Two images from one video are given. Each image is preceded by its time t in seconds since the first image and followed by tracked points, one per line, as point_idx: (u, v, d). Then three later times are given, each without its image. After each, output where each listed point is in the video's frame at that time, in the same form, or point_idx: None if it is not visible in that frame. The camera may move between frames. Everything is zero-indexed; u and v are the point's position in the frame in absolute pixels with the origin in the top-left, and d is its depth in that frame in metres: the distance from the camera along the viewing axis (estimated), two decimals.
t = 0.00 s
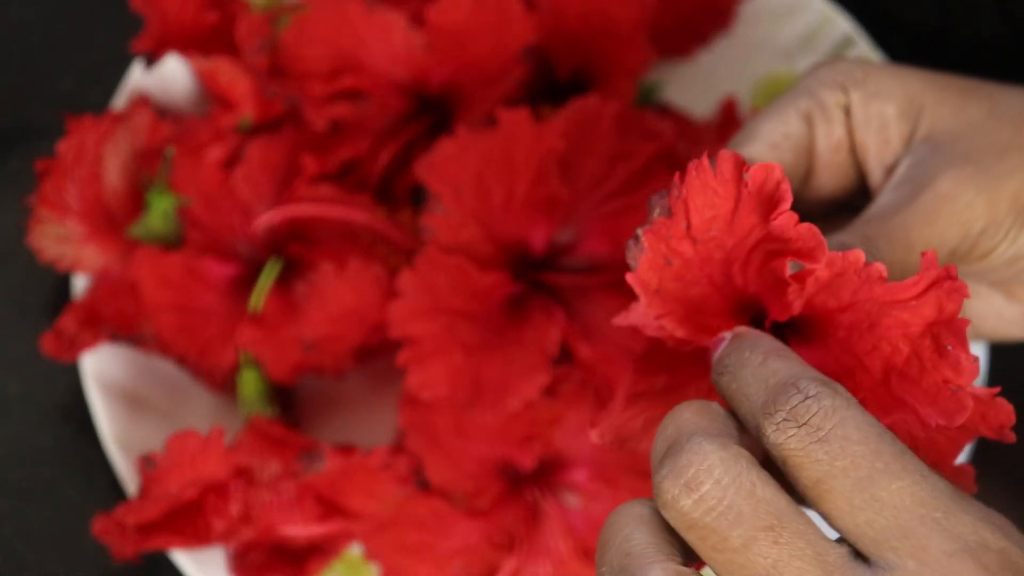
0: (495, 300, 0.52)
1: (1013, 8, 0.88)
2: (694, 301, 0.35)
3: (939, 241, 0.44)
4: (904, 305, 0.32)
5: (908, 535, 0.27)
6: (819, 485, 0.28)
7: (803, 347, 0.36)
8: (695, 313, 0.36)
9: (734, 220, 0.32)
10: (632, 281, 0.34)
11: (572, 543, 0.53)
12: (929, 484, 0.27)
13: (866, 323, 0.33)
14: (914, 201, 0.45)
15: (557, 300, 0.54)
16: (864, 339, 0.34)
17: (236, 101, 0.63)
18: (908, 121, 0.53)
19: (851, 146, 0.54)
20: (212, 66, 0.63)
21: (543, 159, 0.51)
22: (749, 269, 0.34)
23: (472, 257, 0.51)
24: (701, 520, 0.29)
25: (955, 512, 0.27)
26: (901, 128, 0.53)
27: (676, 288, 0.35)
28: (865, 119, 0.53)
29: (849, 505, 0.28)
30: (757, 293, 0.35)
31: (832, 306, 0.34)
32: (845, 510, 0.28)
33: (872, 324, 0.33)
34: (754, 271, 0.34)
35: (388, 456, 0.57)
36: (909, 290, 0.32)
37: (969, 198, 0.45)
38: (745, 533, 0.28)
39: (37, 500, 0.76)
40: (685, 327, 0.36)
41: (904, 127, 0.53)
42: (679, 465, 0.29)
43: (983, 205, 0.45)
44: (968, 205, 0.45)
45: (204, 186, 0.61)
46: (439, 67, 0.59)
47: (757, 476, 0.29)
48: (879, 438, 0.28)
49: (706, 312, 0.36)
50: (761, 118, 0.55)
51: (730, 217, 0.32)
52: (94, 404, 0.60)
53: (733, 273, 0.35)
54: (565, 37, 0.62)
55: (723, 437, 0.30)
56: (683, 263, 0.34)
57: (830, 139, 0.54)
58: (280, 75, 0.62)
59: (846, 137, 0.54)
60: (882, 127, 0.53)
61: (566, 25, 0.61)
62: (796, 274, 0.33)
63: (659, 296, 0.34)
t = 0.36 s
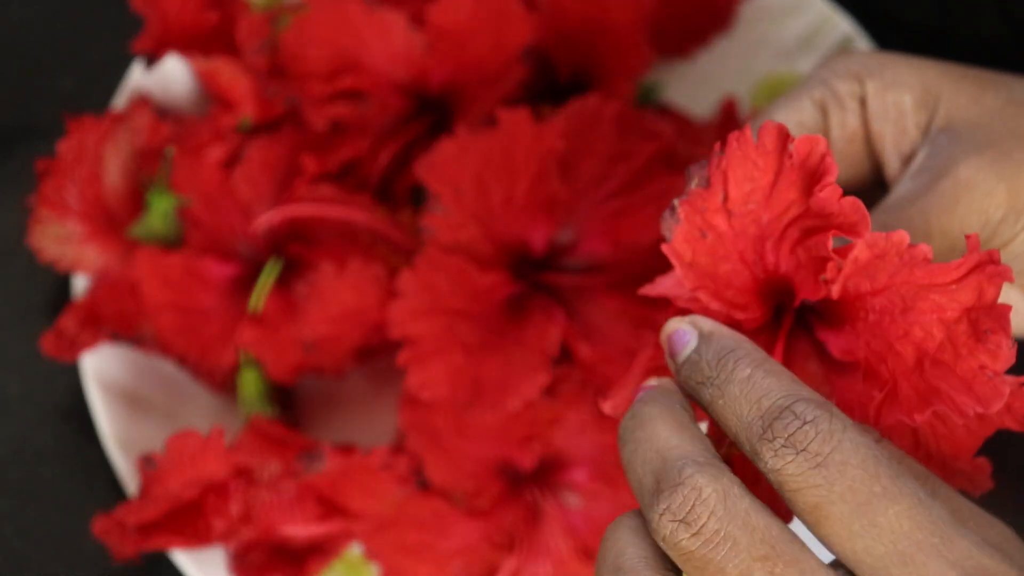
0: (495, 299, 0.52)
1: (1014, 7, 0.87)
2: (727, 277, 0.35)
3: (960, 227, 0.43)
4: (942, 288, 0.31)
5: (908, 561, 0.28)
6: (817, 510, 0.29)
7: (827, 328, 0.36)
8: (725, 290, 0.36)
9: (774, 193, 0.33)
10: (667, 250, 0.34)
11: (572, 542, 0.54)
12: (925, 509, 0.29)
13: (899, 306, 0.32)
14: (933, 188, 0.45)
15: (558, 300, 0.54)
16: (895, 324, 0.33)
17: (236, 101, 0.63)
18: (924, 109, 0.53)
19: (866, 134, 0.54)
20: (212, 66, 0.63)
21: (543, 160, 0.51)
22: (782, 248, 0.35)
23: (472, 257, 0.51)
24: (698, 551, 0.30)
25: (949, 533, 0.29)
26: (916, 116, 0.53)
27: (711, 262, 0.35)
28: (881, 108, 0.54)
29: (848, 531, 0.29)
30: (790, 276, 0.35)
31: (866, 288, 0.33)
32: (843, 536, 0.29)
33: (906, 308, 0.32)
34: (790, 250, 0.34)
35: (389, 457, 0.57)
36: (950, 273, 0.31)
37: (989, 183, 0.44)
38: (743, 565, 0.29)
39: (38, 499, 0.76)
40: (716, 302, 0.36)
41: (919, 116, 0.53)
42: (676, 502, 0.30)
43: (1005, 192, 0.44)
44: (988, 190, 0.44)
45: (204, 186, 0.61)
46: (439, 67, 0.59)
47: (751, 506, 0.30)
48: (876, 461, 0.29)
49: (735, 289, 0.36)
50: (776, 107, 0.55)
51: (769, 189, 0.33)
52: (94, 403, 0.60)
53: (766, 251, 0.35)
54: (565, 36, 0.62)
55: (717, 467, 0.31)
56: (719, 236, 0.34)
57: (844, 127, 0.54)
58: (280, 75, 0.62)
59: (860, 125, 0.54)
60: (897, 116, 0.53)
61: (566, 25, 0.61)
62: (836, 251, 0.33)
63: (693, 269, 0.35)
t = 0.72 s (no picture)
0: (495, 299, 0.52)
1: (1014, 8, 0.86)
2: (722, 267, 0.35)
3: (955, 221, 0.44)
4: (934, 281, 0.31)
5: None
6: (752, 526, 0.29)
7: (821, 320, 0.36)
8: (718, 278, 0.35)
9: (767, 182, 0.32)
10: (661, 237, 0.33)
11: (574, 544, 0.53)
12: (849, 539, 0.27)
13: (892, 300, 0.32)
14: (928, 182, 0.45)
15: (558, 301, 0.54)
16: (886, 316, 0.33)
17: (236, 101, 0.63)
18: (923, 102, 0.53)
19: (863, 128, 0.55)
20: (212, 66, 0.63)
21: (542, 160, 0.51)
22: (777, 236, 0.34)
23: (471, 257, 0.51)
24: (657, 541, 0.31)
25: (865, 568, 0.26)
26: (915, 109, 0.53)
27: (705, 250, 0.34)
28: (880, 102, 0.54)
29: (772, 551, 0.28)
30: (783, 264, 0.35)
31: (858, 280, 0.33)
32: (770, 559, 0.28)
33: (898, 298, 0.32)
34: (782, 239, 0.34)
35: (388, 456, 0.57)
36: (943, 266, 0.31)
37: (984, 176, 0.45)
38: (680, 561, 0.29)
39: (38, 500, 0.76)
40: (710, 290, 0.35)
41: (920, 110, 0.53)
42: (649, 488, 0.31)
43: (1000, 185, 0.45)
44: (983, 183, 0.44)
45: (204, 186, 0.61)
46: (439, 68, 0.59)
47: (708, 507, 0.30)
48: (818, 482, 0.28)
49: (728, 277, 0.35)
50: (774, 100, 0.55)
51: (764, 179, 0.32)
52: (95, 403, 0.60)
53: (758, 241, 0.34)
54: (565, 35, 0.62)
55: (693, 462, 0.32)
56: (712, 224, 0.33)
57: (842, 120, 0.54)
58: (280, 75, 0.62)
59: (858, 119, 0.55)
60: (895, 109, 0.53)
61: (566, 24, 0.61)
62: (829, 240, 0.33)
63: (687, 257, 0.34)
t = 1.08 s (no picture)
0: (495, 299, 0.52)
1: (1014, 8, 0.86)
2: (716, 272, 0.34)
3: (954, 226, 0.44)
4: (929, 297, 0.31)
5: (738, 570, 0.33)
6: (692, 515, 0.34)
7: (817, 329, 0.35)
8: (712, 286, 0.35)
9: (766, 195, 0.33)
10: (655, 242, 0.33)
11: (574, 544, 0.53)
12: (760, 536, 0.32)
13: (887, 313, 0.32)
14: (928, 185, 0.45)
15: (558, 301, 0.54)
16: (881, 328, 0.33)
17: (236, 101, 0.63)
18: (924, 104, 0.53)
19: (863, 132, 0.55)
20: (211, 66, 0.63)
21: (542, 160, 0.51)
22: (774, 246, 0.34)
23: (471, 257, 0.51)
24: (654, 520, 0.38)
25: (772, 560, 0.32)
26: (915, 112, 0.53)
27: (699, 257, 0.34)
28: (879, 104, 0.54)
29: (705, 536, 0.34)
30: (778, 275, 0.35)
31: (854, 292, 0.33)
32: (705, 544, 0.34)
33: (895, 313, 0.32)
34: (778, 249, 0.34)
35: (388, 457, 0.57)
36: (939, 281, 0.31)
37: (985, 178, 0.45)
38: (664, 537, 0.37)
39: (39, 500, 0.76)
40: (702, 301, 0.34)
41: (920, 112, 0.53)
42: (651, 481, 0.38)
43: (1001, 187, 0.45)
44: (983, 186, 0.45)
45: (203, 186, 0.61)
46: (439, 68, 0.59)
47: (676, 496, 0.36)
48: (736, 481, 0.33)
49: (722, 285, 0.35)
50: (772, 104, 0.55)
51: (763, 190, 0.32)
52: (95, 403, 0.60)
53: (756, 251, 0.34)
54: (565, 35, 0.62)
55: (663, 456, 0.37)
56: (710, 232, 0.33)
57: (841, 124, 0.54)
58: (280, 75, 0.62)
59: (858, 123, 0.54)
60: (895, 113, 0.53)
61: (566, 24, 0.61)
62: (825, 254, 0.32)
63: (681, 264, 0.33)
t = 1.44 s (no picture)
0: (495, 299, 0.52)
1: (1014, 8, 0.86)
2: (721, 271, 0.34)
3: (958, 223, 0.44)
4: (929, 292, 0.31)
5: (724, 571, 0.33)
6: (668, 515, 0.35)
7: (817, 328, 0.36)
8: (716, 284, 0.35)
9: (770, 195, 0.32)
10: (660, 241, 0.33)
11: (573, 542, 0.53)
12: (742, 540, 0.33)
13: (888, 309, 0.32)
14: (933, 182, 0.45)
15: (558, 301, 0.54)
16: (884, 324, 0.33)
17: (236, 101, 0.63)
18: (928, 103, 0.52)
19: (865, 131, 0.55)
20: (211, 66, 0.63)
21: (541, 160, 0.51)
22: (776, 246, 0.34)
23: (471, 257, 0.51)
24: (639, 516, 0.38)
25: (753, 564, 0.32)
26: (918, 111, 0.53)
27: (704, 255, 0.34)
28: (882, 102, 0.54)
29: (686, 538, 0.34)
30: (781, 274, 0.35)
31: (854, 290, 0.33)
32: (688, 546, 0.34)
33: (896, 308, 0.32)
34: (781, 249, 0.34)
35: (388, 457, 0.57)
36: (938, 277, 0.31)
37: (990, 176, 0.45)
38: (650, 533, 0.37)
39: (39, 500, 0.76)
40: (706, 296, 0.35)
41: (923, 111, 0.52)
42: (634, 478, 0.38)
43: (1006, 184, 0.45)
44: (987, 183, 0.44)
45: (203, 186, 0.61)
46: (439, 68, 0.59)
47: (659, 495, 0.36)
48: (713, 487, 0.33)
49: (726, 283, 0.35)
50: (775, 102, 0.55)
51: (766, 189, 0.32)
52: (95, 403, 0.60)
53: (758, 250, 0.34)
54: (565, 35, 0.62)
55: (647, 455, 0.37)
56: (714, 231, 0.33)
57: (844, 123, 0.54)
58: (279, 75, 0.62)
59: (860, 122, 0.54)
60: (898, 111, 0.53)
61: (565, 24, 0.61)
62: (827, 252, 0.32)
63: (684, 263, 0.34)
